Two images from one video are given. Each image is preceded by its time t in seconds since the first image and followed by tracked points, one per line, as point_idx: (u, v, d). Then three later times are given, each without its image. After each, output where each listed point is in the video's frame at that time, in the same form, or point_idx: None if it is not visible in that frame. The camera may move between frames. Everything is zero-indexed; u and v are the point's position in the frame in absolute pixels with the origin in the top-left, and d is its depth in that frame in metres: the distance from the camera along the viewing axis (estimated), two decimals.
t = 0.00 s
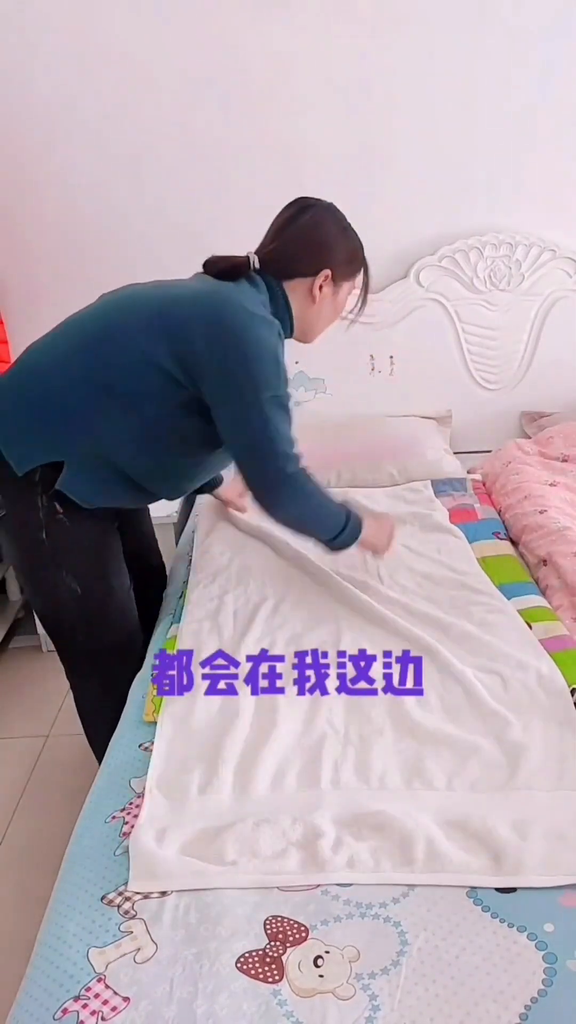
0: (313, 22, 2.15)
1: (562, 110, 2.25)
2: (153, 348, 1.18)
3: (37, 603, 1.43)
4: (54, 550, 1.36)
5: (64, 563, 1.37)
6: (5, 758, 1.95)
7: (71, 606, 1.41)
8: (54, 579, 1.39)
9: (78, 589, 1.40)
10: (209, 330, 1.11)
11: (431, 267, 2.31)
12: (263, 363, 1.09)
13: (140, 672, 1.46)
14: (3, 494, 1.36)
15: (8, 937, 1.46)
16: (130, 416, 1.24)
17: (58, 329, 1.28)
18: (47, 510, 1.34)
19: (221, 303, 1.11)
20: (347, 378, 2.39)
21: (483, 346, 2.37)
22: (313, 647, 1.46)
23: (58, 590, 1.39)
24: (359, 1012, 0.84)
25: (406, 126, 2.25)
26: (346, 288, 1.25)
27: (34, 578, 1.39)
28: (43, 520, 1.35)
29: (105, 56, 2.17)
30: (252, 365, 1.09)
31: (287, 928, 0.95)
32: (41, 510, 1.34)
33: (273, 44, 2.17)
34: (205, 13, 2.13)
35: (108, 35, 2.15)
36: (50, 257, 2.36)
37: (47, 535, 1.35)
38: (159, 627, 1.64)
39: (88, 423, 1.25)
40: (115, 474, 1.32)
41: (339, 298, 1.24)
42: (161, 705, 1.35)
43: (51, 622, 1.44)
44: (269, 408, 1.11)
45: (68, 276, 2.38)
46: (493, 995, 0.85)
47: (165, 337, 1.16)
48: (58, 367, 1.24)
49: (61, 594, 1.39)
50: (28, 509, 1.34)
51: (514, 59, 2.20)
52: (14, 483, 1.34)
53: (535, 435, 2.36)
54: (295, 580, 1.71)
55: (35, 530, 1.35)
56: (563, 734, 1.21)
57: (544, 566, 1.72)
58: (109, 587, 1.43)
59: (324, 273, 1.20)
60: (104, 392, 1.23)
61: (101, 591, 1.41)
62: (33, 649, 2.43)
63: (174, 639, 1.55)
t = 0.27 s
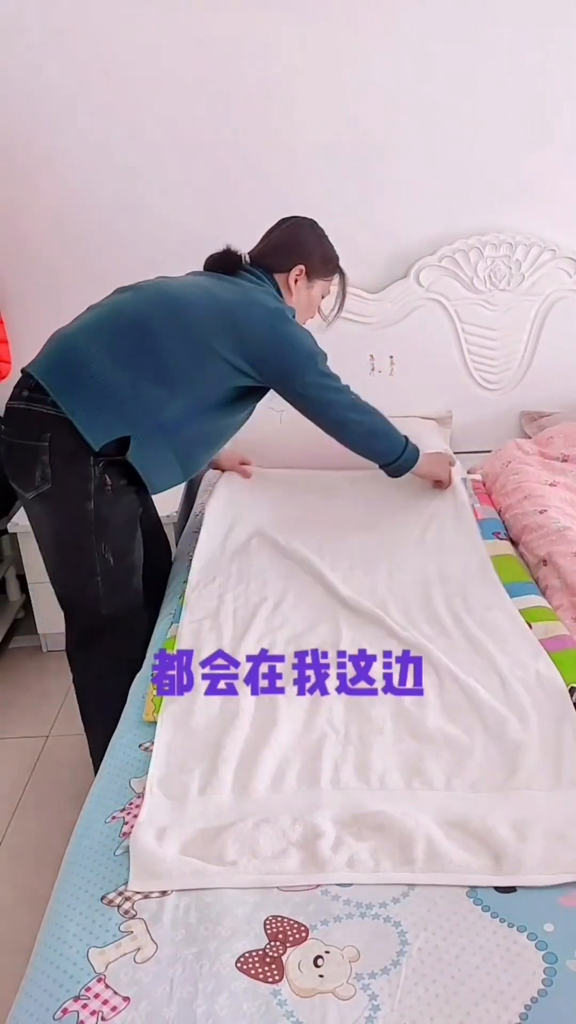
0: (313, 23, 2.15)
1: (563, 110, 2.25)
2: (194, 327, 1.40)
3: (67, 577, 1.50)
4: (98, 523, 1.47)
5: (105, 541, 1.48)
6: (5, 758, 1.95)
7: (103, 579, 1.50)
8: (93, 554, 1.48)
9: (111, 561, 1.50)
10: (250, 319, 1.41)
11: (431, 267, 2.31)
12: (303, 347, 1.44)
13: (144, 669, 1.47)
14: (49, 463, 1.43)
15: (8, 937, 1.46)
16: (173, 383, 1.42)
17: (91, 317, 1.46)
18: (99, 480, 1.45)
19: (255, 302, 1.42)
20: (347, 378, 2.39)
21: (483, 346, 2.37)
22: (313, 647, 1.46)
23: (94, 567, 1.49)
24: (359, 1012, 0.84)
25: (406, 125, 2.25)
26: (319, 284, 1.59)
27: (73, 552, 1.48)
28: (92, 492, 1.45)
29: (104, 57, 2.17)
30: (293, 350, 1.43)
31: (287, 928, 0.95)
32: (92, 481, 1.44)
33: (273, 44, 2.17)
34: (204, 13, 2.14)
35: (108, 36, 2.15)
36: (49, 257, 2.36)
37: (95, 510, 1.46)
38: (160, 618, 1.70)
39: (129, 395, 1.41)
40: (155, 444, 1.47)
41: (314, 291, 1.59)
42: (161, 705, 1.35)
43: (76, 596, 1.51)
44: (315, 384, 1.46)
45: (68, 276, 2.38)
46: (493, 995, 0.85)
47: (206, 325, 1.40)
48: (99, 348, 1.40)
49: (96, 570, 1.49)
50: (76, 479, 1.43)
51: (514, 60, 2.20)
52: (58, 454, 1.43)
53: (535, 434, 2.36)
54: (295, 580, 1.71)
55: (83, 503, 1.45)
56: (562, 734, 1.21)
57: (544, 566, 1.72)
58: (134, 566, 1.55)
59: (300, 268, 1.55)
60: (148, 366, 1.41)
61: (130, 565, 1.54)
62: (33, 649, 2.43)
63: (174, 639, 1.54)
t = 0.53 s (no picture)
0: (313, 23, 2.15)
1: (563, 110, 2.25)
2: (180, 303, 1.43)
3: (98, 560, 1.56)
4: (125, 511, 1.52)
5: (134, 525, 1.54)
6: (6, 757, 1.95)
7: (134, 560, 1.57)
8: (123, 538, 1.55)
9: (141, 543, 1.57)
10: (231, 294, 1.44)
11: (431, 267, 2.31)
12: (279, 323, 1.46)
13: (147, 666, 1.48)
14: (71, 462, 1.46)
15: (9, 937, 1.46)
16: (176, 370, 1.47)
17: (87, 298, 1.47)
18: (121, 472, 1.50)
19: (236, 279, 1.45)
20: (347, 378, 2.39)
21: (483, 346, 2.37)
22: (313, 647, 1.46)
23: (125, 550, 1.55)
24: (359, 1012, 0.84)
25: (405, 125, 2.25)
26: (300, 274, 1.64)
27: (102, 540, 1.54)
28: (117, 483, 1.50)
29: (104, 57, 2.17)
30: (270, 326, 1.45)
31: (287, 928, 0.95)
32: (116, 472, 1.49)
33: (272, 44, 2.17)
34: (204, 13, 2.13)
35: (107, 36, 2.15)
36: (49, 257, 2.36)
37: (121, 500, 1.51)
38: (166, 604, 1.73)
39: (127, 378, 1.44)
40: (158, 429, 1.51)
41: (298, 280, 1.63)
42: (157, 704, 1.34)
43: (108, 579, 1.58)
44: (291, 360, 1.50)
45: (68, 277, 2.38)
46: (493, 995, 0.85)
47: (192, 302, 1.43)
48: (90, 324, 1.42)
49: (127, 553, 1.56)
50: (101, 473, 1.48)
51: (514, 60, 2.20)
52: (78, 452, 1.46)
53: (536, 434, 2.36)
54: (295, 580, 1.71)
55: (111, 494, 1.50)
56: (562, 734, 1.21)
57: (544, 566, 1.72)
58: (160, 542, 1.62)
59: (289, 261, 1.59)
60: (139, 342, 1.43)
61: (156, 544, 1.60)
62: (34, 649, 2.43)
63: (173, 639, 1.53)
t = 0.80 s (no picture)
0: (313, 23, 2.15)
1: (562, 110, 2.25)
2: (138, 301, 1.42)
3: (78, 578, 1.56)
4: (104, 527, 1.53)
5: (114, 539, 1.55)
6: (6, 757, 1.95)
7: (115, 575, 1.58)
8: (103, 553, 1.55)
9: (122, 557, 1.58)
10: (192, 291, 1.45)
11: (431, 267, 2.31)
12: (240, 321, 1.51)
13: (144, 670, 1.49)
14: (50, 481, 1.46)
15: (9, 937, 1.46)
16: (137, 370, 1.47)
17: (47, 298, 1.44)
18: (100, 487, 1.50)
19: (198, 275, 1.45)
20: (347, 378, 2.39)
21: (483, 346, 2.37)
22: (313, 647, 1.46)
23: (106, 565, 1.56)
24: (359, 1012, 0.84)
25: (405, 125, 2.25)
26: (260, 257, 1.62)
27: (83, 556, 1.54)
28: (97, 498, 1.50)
29: (104, 57, 2.17)
30: (231, 323, 1.49)
31: (287, 928, 0.95)
32: (95, 488, 1.50)
33: (273, 44, 2.16)
34: (204, 13, 2.13)
35: (108, 36, 2.15)
36: (49, 257, 2.36)
37: (101, 515, 1.52)
38: (166, 604, 1.75)
39: (97, 388, 1.43)
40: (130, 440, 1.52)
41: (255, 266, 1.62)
42: (158, 703, 1.35)
43: (88, 595, 1.58)
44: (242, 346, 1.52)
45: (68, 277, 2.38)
46: (493, 995, 0.85)
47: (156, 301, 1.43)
48: (51, 325, 1.40)
49: (108, 569, 1.56)
50: (81, 490, 1.48)
51: (514, 59, 2.20)
52: (56, 471, 1.45)
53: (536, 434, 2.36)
54: (294, 580, 1.71)
55: (91, 510, 1.51)
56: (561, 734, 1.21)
57: (544, 566, 1.72)
58: (140, 557, 1.63)
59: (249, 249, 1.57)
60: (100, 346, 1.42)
61: (136, 557, 1.61)
62: (33, 649, 2.43)
63: (173, 639, 1.54)
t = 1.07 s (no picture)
0: (313, 23, 2.15)
1: (562, 110, 2.25)
2: (45, 283, 1.47)
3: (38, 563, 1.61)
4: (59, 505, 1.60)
5: (70, 518, 1.62)
6: (5, 757, 1.95)
7: (73, 556, 1.64)
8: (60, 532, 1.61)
9: (78, 537, 1.65)
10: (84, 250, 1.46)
11: (431, 267, 2.31)
12: (135, 281, 1.48)
13: (142, 670, 1.49)
14: (1, 466, 1.50)
15: (9, 938, 1.46)
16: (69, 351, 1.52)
17: None
18: (52, 466, 1.57)
19: (94, 237, 1.48)
20: (347, 378, 2.39)
21: (483, 346, 2.37)
22: (312, 647, 1.46)
23: (63, 545, 1.62)
24: (359, 1012, 0.84)
25: (405, 125, 2.25)
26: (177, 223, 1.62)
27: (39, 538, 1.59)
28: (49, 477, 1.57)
29: (104, 57, 2.16)
30: (127, 281, 1.47)
31: (287, 928, 0.95)
32: (47, 468, 1.57)
33: (273, 44, 2.16)
34: (205, 13, 2.13)
35: (108, 37, 2.15)
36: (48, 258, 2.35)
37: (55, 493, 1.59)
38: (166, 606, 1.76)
39: (33, 374, 1.49)
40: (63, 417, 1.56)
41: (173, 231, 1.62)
42: (158, 703, 1.35)
43: (50, 580, 1.63)
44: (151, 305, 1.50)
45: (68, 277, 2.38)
46: (494, 995, 0.85)
47: (57, 266, 1.47)
48: None
49: (66, 548, 1.62)
50: (35, 472, 1.55)
51: (514, 59, 2.20)
52: (9, 456, 1.51)
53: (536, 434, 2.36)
54: (294, 580, 1.71)
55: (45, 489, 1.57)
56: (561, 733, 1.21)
57: (544, 566, 1.72)
58: (100, 541, 1.70)
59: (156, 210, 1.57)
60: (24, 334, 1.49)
61: (92, 535, 1.68)
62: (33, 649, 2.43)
63: (172, 639, 1.54)
